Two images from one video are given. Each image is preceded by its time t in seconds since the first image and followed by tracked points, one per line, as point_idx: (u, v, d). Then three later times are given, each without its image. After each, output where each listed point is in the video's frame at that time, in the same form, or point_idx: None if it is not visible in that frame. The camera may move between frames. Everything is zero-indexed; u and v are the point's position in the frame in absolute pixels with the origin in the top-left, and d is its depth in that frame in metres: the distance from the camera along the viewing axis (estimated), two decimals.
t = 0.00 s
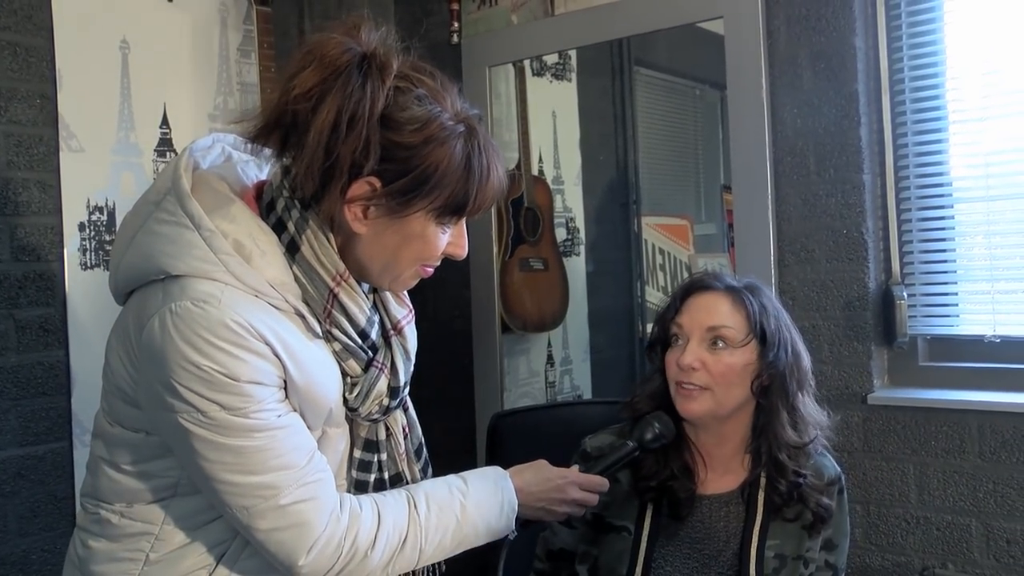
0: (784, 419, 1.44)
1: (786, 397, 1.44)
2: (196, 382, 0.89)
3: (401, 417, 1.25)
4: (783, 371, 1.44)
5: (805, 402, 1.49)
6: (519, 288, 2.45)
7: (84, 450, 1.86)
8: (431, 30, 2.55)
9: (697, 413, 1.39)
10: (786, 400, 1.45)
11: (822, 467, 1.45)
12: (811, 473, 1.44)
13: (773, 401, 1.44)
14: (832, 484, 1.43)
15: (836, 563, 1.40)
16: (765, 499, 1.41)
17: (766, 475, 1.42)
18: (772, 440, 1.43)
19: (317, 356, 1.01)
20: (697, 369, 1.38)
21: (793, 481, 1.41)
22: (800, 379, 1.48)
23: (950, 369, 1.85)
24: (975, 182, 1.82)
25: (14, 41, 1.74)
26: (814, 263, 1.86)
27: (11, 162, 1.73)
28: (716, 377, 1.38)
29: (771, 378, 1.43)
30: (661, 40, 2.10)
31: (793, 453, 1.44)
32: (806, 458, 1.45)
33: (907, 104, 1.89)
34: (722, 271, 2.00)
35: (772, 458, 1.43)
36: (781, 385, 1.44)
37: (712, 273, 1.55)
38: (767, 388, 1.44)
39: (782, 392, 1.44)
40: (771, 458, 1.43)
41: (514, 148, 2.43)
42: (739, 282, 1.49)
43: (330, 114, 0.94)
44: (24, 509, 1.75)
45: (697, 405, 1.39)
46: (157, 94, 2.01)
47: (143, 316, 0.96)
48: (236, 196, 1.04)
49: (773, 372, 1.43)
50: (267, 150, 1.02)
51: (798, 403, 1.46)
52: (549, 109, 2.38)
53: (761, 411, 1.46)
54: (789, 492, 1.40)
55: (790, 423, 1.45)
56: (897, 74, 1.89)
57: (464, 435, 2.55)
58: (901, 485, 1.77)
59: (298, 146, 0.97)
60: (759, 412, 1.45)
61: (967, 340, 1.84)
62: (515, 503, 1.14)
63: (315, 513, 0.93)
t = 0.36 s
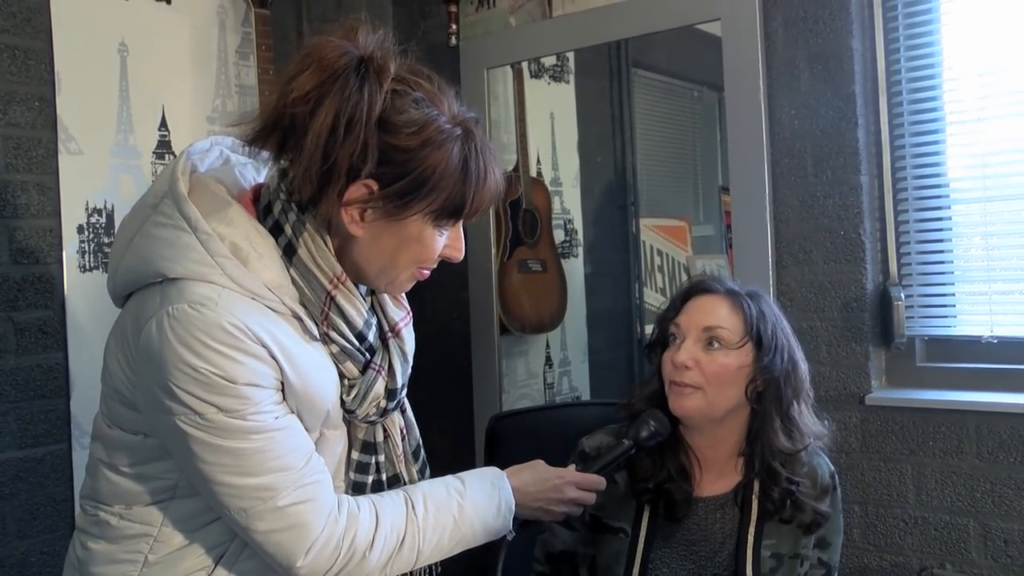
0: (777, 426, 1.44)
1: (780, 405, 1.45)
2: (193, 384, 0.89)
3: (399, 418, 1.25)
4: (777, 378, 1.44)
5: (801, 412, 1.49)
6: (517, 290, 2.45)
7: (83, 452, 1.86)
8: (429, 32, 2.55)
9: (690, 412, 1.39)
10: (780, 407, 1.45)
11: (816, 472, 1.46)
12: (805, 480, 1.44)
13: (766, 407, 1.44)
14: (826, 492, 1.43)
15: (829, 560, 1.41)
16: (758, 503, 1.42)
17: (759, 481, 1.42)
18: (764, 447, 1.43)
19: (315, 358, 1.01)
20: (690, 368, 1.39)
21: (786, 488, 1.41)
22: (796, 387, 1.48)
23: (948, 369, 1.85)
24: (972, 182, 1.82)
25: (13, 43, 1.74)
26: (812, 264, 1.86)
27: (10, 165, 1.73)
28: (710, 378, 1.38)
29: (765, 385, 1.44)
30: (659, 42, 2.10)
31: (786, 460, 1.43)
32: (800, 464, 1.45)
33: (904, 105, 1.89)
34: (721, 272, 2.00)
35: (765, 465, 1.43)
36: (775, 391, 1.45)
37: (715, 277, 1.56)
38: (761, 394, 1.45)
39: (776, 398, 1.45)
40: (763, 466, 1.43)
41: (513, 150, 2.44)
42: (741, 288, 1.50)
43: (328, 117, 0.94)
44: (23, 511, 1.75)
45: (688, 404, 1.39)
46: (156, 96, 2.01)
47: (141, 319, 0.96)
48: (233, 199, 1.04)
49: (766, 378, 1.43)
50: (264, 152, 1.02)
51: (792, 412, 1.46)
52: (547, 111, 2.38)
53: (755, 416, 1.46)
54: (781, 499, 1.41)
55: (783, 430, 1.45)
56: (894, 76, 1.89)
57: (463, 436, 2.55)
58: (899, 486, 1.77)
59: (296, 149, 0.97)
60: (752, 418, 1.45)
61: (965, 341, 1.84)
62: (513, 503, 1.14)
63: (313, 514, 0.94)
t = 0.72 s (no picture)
0: (776, 437, 1.43)
1: (778, 417, 1.44)
2: (184, 384, 0.89)
3: (390, 418, 1.25)
4: (777, 389, 1.44)
5: (801, 427, 1.48)
6: (510, 290, 2.45)
7: (76, 454, 1.86)
8: (423, 32, 2.56)
9: (684, 416, 1.40)
10: (779, 419, 1.44)
11: (812, 485, 1.45)
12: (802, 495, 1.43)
13: (765, 418, 1.44)
14: (821, 507, 1.43)
15: (821, 561, 1.39)
16: (752, 512, 1.41)
17: (754, 490, 1.42)
18: (762, 455, 1.43)
19: (305, 358, 1.01)
20: (688, 371, 1.39)
21: (783, 500, 1.40)
22: (796, 401, 1.47)
23: (939, 368, 1.86)
24: (963, 182, 1.83)
25: (5, 44, 1.74)
26: (804, 263, 1.86)
27: (2, 166, 1.73)
28: (706, 383, 1.39)
29: (764, 396, 1.44)
30: (651, 42, 2.11)
31: (784, 472, 1.43)
32: (798, 478, 1.44)
33: (896, 105, 1.90)
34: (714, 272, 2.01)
35: (762, 476, 1.42)
36: (774, 403, 1.44)
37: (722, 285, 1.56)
38: (761, 405, 1.45)
39: (775, 410, 1.44)
40: (760, 477, 1.42)
41: (506, 150, 2.44)
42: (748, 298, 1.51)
43: (320, 116, 0.94)
44: (16, 513, 1.75)
45: (683, 408, 1.39)
46: (148, 97, 2.01)
47: (132, 320, 0.96)
48: (223, 199, 1.04)
49: (765, 390, 1.43)
50: (255, 152, 1.02)
51: (791, 426, 1.45)
52: (540, 112, 2.39)
53: (753, 428, 1.46)
54: (778, 512, 1.40)
55: (783, 442, 1.44)
56: (885, 76, 1.90)
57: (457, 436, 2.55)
58: (891, 484, 1.77)
59: (287, 148, 0.97)
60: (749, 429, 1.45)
61: (956, 340, 1.85)
62: (504, 501, 1.15)
63: (304, 514, 0.94)
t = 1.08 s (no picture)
0: (780, 427, 1.45)
1: (780, 409, 1.46)
2: (180, 380, 0.89)
3: (386, 415, 1.25)
4: (778, 382, 1.46)
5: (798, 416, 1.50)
6: (508, 288, 2.45)
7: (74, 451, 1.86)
8: (420, 30, 2.56)
9: (694, 412, 1.39)
10: (782, 410, 1.46)
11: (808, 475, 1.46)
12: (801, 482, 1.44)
13: (768, 410, 1.45)
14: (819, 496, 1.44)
15: (820, 557, 1.40)
16: (751, 505, 1.41)
17: (754, 482, 1.42)
18: (764, 447, 1.44)
19: (301, 355, 1.01)
20: (701, 367, 1.38)
21: (785, 489, 1.41)
22: (793, 392, 1.50)
23: (935, 366, 1.86)
24: (960, 181, 1.83)
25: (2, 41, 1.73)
26: (801, 262, 1.87)
27: None
28: (719, 379, 1.38)
29: (766, 389, 1.46)
30: (649, 41, 2.11)
31: (784, 462, 1.44)
32: (798, 468, 1.45)
33: (893, 104, 1.90)
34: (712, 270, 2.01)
35: (765, 467, 1.43)
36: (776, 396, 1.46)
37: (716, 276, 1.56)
38: (761, 397, 1.47)
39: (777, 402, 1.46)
40: (763, 467, 1.43)
41: (504, 148, 2.44)
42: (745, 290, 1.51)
43: (318, 116, 0.94)
44: (13, 510, 1.75)
45: (695, 404, 1.38)
46: (146, 94, 2.01)
47: (127, 316, 0.96)
48: (219, 196, 1.04)
49: (768, 382, 1.45)
50: (252, 149, 1.02)
51: (791, 416, 1.48)
52: (538, 110, 2.39)
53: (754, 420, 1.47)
54: (779, 502, 1.40)
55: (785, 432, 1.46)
56: (882, 75, 1.90)
57: (455, 434, 2.55)
58: (888, 482, 1.78)
59: (284, 146, 0.97)
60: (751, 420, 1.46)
61: (953, 338, 1.85)
62: (501, 498, 1.15)
63: (301, 510, 0.94)
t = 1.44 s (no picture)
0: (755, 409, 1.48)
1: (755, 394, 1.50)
2: (179, 378, 0.89)
3: (386, 413, 1.25)
4: (754, 371, 1.52)
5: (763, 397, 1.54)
6: (507, 288, 2.45)
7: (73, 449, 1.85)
8: (421, 29, 2.56)
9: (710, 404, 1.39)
10: (755, 393, 1.50)
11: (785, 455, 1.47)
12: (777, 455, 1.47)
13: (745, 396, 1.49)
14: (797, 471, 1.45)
15: (807, 549, 1.42)
16: (734, 492, 1.42)
17: (735, 465, 1.44)
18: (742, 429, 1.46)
19: (301, 353, 1.01)
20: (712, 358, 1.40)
21: (764, 467, 1.44)
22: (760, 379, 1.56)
23: (935, 366, 1.86)
24: (961, 181, 1.83)
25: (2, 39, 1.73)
26: (801, 262, 1.87)
27: None
28: (727, 370, 1.41)
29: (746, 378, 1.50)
30: (649, 41, 2.11)
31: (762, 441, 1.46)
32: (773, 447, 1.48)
33: (894, 104, 1.90)
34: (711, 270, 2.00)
35: (744, 446, 1.45)
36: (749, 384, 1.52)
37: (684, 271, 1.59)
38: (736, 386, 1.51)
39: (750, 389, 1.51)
40: (742, 446, 1.45)
41: (504, 147, 2.44)
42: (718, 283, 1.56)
43: (319, 114, 0.94)
44: (12, 508, 1.75)
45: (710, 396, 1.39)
46: (147, 92, 2.01)
47: (127, 314, 0.96)
48: (219, 194, 1.04)
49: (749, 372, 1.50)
50: (252, 147, 1.02)
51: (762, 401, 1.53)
52: (538, 109, 2.39)
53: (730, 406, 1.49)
54: (758, 483, 1.43)
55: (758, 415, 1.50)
56: (883, 75, 1.90)
57: (454, 433, 2.55)
58: (888, 482, 1.78)
59: (284, 144, 0.97)
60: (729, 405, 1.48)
61: (953, 337, 1.85)
62: (502, 495, 1.15)
63: (301, 507, 0.94)
